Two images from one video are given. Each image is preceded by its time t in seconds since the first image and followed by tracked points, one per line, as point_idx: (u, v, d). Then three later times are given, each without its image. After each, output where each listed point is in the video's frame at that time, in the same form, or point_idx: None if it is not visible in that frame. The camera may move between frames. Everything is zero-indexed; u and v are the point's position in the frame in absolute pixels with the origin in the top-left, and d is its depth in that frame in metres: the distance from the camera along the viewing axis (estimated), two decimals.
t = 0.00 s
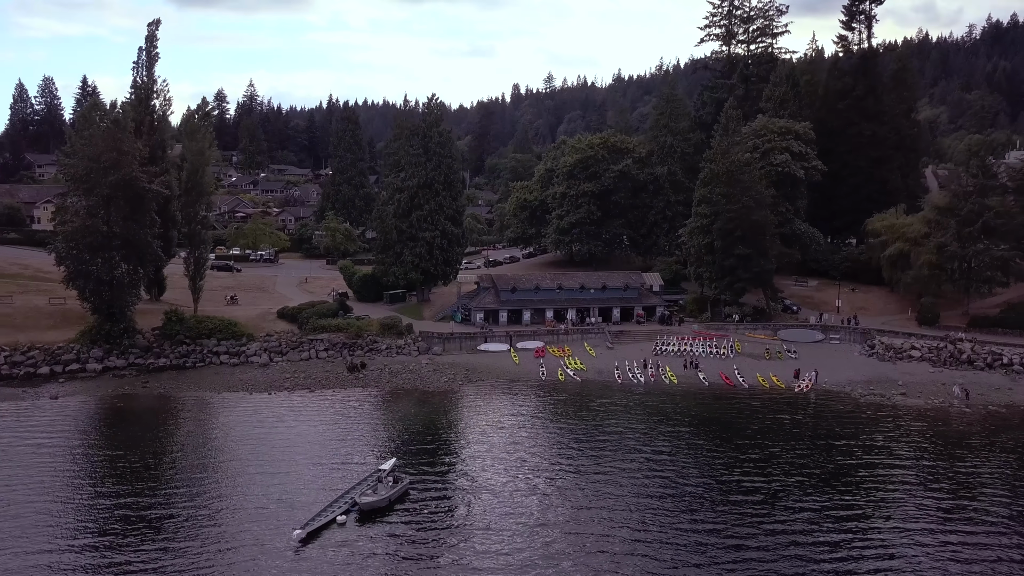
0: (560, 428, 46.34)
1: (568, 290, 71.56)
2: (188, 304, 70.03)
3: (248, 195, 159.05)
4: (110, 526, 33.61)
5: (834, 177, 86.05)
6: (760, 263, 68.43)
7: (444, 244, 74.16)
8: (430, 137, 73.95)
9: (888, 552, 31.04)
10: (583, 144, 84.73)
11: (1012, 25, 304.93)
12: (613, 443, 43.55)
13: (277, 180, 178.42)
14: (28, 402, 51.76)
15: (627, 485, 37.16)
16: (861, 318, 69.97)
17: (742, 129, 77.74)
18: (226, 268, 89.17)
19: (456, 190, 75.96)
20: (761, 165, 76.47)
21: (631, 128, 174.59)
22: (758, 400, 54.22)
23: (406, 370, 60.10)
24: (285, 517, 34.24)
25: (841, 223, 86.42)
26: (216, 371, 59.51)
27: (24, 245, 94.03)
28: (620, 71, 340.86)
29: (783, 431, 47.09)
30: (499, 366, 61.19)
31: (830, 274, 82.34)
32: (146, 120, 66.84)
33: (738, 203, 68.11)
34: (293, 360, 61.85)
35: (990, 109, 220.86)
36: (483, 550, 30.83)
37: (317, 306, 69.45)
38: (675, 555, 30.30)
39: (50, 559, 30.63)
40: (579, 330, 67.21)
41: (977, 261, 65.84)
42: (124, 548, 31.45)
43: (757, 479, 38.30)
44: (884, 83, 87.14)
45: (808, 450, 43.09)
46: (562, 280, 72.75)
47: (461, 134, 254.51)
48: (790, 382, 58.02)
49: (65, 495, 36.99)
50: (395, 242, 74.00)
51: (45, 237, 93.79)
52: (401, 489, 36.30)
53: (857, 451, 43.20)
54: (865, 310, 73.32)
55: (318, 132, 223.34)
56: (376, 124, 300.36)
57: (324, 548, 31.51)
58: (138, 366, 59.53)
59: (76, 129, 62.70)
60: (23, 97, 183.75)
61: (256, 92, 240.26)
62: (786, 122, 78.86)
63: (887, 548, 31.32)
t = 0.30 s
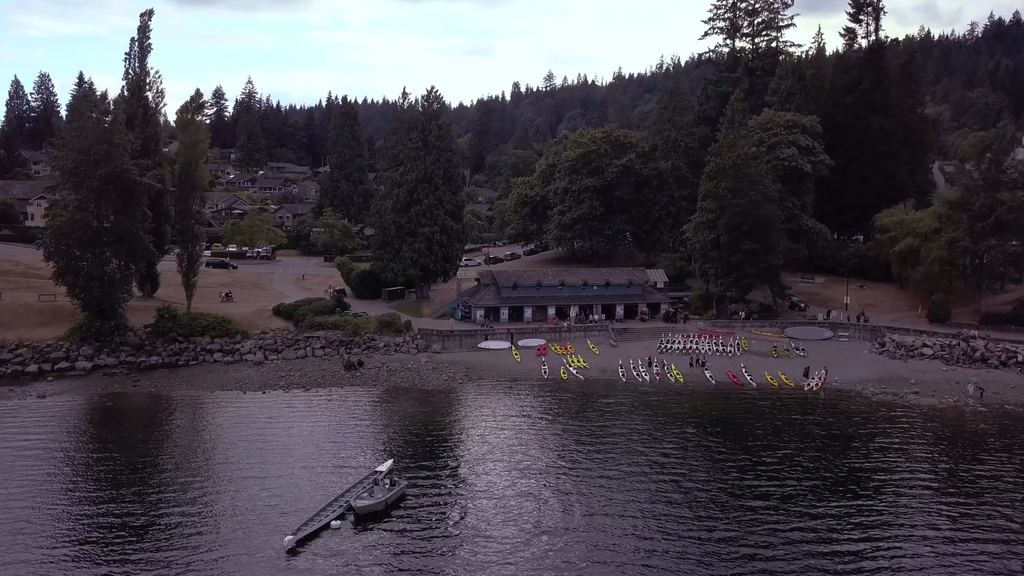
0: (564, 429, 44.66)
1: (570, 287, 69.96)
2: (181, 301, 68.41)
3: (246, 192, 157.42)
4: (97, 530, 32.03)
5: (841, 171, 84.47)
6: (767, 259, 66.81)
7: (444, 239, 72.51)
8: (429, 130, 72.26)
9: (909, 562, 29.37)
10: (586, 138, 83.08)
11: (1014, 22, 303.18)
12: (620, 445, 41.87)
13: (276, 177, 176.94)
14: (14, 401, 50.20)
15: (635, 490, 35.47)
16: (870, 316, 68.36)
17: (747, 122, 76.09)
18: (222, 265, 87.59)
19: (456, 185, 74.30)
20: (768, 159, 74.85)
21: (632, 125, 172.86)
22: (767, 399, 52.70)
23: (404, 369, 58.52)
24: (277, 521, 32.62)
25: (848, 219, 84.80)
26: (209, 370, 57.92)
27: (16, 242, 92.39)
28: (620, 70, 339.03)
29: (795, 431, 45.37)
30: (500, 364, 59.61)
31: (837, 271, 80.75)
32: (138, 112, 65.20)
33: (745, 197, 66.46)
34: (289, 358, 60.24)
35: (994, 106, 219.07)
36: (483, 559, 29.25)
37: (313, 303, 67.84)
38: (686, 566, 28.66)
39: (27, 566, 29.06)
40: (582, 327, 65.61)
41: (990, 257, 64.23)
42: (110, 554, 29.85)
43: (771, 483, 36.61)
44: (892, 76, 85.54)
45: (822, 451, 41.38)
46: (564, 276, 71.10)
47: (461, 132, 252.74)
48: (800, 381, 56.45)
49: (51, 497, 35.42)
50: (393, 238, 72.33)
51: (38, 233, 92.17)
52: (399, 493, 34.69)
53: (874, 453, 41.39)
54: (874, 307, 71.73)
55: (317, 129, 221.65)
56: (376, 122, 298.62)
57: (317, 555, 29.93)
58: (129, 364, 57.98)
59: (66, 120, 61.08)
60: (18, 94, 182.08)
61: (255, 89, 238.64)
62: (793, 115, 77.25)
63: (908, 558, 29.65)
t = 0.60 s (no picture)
0: (568, 430, 42.95)
1: (573, 283, 68.31)
2: (175, 298, 66.75)
3: (244, 189, 155.73)
4: (86, 533, 30.45)
5: (849, 166, 82.82)
6: (775, 254, 65.17)
7: (444, 235, 70.83)
8: (429, 122, 70.49)
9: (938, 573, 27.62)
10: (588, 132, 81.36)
11: (1018, 20, 301.37)
12: (627, 447, 40.15)
13: (274, 175, 175.35)
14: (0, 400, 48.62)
15: (643, 494, 33.75)
16: (880, 313, 66.72)
17: (754, 115, 74.38)
18: (218, 261, 86.01)
19: (456, 179, 72.58)
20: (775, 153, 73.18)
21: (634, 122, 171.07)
22: (777, 398, 51.10)
23: (403, 367, 56.91)
24: (269, 525, 31.02)
25: (856, 215, 83.14)
26: (202, 368, 56.31)
27: (9, 239, 90.72)
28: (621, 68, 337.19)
29: (808, 432, 43.61)
30: (502, 362, 58.00)
31: (845, 267, 79.13)
32: (130, 104, 63.54)
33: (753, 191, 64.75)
34: (284, 356, 58.62)
35: (998, 103, 217.27)
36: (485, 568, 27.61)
37: (310, 300, 66.19)
38: None
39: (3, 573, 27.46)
40: (585, 324, 63.93)
41: (1003, 253, 62.63)
42: (99, 559, 28.28)
43: (786, 487, 34.84)
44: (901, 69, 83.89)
45: (839, 454, 39.61)
46: (566, 273, 69.42)
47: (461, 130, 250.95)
48: (810, 380, 54.85)
49: (38, 499, 33.89)
50: (391, 233, 70.63)
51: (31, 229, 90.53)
52: (397, 496, 33.09)
53: (891, 455, 39.65)
54: (883, 304, 70.12)
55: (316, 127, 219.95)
56: (376, 121, 296.98)
57: (309, 563, 28.33)
58: (120, 362, 56.38)
59: (55, 112, 59.42)
60: (15, 91, 180.36)
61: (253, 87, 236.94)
62: (800, 108, 75.58)
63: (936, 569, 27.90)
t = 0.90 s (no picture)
0: (572, 430, 41.27)
1: (576, 280, 66.64)
2: (167, 295, 65.13)
3: (242, 187, 153.95)
4: (72, 538, 28.83)
5: (857, 161, 81.14)
6: (783, 250, 63.50)
7: (443, 231, 69.09)
8: (428, 115, 68.70)
9: None
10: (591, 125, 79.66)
11: (1020, 18, 299.73)
12: (635, 449, 38.38)
13: (273, 173, 173.60)
14: None
15: (652, 500, 32.07)
16: (891, 310, 65.10)
17: (761, 108, 72.71)
18: (213, 258, 84.35)
19: (456, 173, 70.84)
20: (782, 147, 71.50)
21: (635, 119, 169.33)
22: (788, 397, 49.47)
23: (401, 366, 55.28)
24: (260, 532, 29.38)
25: (864, 211, 81.51)
26: (195, 366, 54.68)
27: None
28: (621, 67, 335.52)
29: (824, 434, 41.78)
30: (503, 360, 56.40)
31: (853, 263, 77.48)
32: (121, 96, 61.85)
33: (761, 185, 63.07)
34: (279, 355, 56.98)
35: (1002, 101, 215.65)
36: None
37: (306, 297, 64.53)
38: None
39: None
40: (588, 322, 62.24)
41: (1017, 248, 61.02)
42: (81, 568, 26.60)
43: (802, 493, 33.16)
44: (909, 62, 82.26)
45: (857, 457, 37.79)
46: (569, 269, 67.68)
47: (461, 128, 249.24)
48: (821, 378, 53.22)
49: (22, 501, 32.27)
50: (389, 228, 68.89)
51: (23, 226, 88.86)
52: (393, 500, 31.45)
53: (911, 459, 37.86)
54: (893, 301, 68.49)
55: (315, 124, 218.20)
56: (375, 118, 295.29)
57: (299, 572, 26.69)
58: (110, 361, 54.75)
59: (44, 103, 57.82)
60: (10, 87, 178.53)
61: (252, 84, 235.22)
62: (808, 101, 73.91)
63: None
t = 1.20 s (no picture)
0: (576, 434, 39.38)
1: (579, 277, 64.96)
2: (160, 292, 63.52)
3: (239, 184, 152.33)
4: (51, 548, 27.08)
5: (865, 156, 79.48)
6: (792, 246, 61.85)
7: (442, 226, 67.40)
8: (427, 108, 66.95)
9: None
10: (594, 119, 77.96)
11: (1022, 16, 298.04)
12: (643, 453, 36.49)
13: (271, 170, 171.93)
14: None
15: (661, 506, 30.10)
16: (902, 307, 63.48)
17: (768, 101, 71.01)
18: (208, 256, 82.69)
19: (456, 167, 69.12)
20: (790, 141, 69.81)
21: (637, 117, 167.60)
22: (799, 397, 47.84)
23: (399, 364, 53.58)
24: (247, 540, 27.68)
25: (872, 207, 79.86)
26: (186, 365, 53.00)
27: None
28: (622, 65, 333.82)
29: (841, 436, 39.78)
30: (504, 359, 54.78)
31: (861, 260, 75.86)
32: (112, 87, 60.19)
33: (769, 179, 61.35)
34: (273, 353, 55.31)
35: (1005, 98, 213.84)
36: None
37: (302, 294, 62.87)
38: None
39: None
40: (592, 320, 60.55)
41: None
42: None
43: (820, 496, 31.13)
44: (918, 55, 80.58)
45: (877, 459, 35.75)
46: (572, 265, 65.94)
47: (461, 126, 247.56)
48: (832, 377, 51.59)
49: None
50: (387, 224, 67.21)
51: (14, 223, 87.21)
52: (389, 506, 29.76)
53: (935, 460, 35.77)
54: (904, 299, 66.91)
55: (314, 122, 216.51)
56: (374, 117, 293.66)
57: None
58: (99, 360, 53.11)
59: (31, 94, 56.12)
60: (6, 84, 176.71)
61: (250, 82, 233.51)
62: (815, 94, 72.24)
63: None
